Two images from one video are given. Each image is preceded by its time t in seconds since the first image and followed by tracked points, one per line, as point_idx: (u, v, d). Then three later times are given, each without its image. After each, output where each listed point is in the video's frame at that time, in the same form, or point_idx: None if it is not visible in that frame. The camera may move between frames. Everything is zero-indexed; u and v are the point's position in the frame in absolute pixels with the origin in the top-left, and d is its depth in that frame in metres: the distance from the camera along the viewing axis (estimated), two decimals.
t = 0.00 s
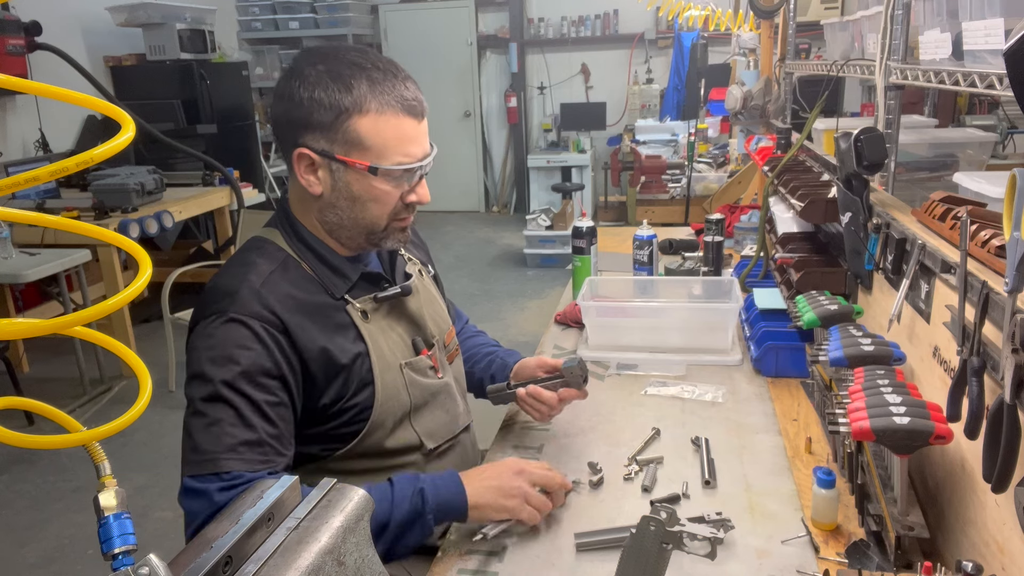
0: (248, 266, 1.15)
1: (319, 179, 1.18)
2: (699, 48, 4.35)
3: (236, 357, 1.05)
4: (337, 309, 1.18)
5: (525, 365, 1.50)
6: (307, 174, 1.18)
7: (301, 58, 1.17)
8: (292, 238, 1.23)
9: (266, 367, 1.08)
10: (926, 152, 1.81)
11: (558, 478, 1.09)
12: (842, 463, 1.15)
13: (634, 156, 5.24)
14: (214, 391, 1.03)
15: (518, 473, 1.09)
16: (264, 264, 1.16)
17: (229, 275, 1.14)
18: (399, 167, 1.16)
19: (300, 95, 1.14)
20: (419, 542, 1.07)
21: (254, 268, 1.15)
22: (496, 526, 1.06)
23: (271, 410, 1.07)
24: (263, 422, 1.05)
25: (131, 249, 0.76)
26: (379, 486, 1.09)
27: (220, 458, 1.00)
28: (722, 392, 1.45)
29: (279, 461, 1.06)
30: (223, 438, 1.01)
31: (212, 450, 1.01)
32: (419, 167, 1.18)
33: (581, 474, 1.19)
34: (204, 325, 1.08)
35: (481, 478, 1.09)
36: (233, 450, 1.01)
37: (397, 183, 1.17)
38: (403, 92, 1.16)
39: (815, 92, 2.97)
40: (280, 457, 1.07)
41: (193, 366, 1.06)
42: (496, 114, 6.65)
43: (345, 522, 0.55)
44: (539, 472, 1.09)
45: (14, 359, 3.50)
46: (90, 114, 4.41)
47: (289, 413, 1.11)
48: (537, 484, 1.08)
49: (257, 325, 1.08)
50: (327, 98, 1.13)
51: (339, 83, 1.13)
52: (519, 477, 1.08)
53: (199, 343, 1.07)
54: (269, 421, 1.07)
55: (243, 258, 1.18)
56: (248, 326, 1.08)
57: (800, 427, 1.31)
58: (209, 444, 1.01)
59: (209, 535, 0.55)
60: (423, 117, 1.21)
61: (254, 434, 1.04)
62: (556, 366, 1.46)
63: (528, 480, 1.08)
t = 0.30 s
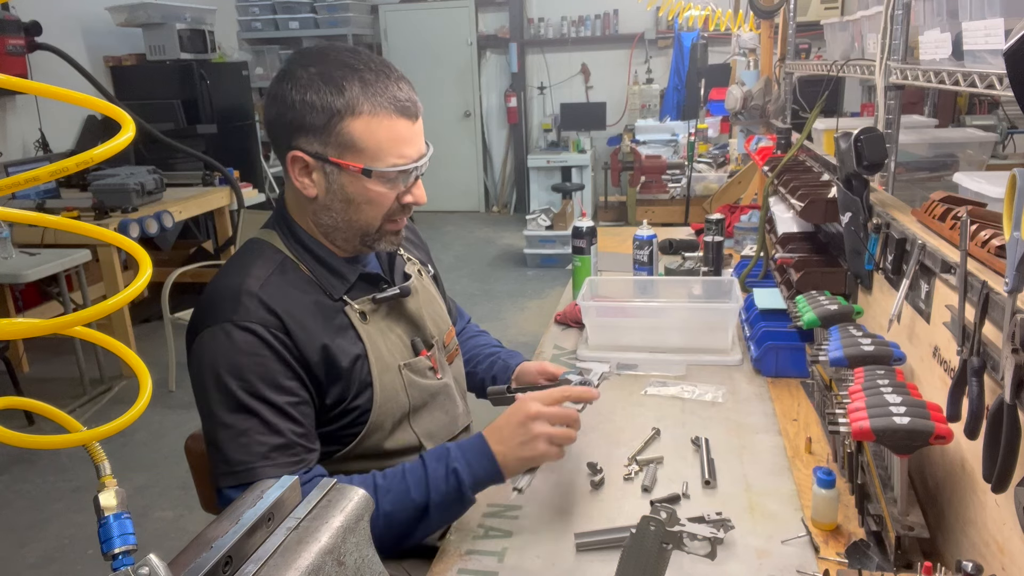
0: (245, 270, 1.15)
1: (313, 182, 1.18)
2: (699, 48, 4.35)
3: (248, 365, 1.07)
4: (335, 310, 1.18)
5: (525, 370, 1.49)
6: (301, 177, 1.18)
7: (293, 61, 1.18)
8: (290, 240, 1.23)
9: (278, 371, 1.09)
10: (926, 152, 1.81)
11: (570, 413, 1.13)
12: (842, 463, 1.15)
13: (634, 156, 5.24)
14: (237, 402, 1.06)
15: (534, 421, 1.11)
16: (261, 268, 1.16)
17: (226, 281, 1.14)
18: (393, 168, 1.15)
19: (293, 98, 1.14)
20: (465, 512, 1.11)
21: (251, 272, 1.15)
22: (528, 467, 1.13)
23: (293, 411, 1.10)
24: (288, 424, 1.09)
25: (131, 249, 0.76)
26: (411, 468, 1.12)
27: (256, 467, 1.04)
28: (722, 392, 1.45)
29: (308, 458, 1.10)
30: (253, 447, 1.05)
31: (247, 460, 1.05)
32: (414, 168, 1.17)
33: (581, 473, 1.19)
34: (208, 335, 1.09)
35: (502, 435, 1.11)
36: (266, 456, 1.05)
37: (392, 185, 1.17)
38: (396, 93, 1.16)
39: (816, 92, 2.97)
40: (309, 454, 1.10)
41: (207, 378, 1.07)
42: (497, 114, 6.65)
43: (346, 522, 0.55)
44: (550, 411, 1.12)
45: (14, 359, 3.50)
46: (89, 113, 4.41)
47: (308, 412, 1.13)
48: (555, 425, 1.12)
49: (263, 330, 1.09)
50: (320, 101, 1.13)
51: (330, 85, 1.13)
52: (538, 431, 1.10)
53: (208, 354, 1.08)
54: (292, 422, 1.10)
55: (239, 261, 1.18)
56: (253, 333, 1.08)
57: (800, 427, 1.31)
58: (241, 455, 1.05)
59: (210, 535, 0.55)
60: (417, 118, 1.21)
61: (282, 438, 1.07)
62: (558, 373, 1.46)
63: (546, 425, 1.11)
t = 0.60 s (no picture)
0: (249, 268, 1.15)
1: (315, 183, 1.18)
2: (699, 48, 4.35)
3: (255, 363, 1.07)
4: (339, 309, 1.18)
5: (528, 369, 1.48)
6: (303, 179, 1.18)
7: (292, 62, 1.18)
8: (293, 239, 1.23)
9: (285, 368, 1.09)
10: (926, 152, 1.81)
11: (576, 399, 1.16)
12: (842, 463, 1.15)
13: (634, 156, 5.24)
14: (245, 400, 1.06)
15: (544, 406, 1.14)
16: (265, 267, 1.16)
17: (230, 279, 1.14)
18: (394, 169, 1.15)
19: (293, 100, 1.14)
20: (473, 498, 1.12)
21: (254, 271, 1.14)
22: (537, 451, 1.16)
23: (301, 408, 1.10)
24: (297, 421, 1.09)
25: (131, 249, 0.76)
26: (416, 455, 1.12)
27: (265, 463, 1.05)
28: (722, 392, 1.45)
29: (317, 453, 1.10)
30: (262, 444, 1.05)
31: (255, 457, 1.05)
32: (415, 167, 1.17)
33: (581, 474, 1.19)
34: (214, 333, 1.09)
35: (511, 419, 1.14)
36: (275, 453, 1.05)
37: (394, 185, 1.17)
38: (396, 93, 1.16)
39: (816, 92, 2.98)
40: (318, 450, 1.11)
41: (213, 377, 1.07)
42: (497, 114, 6.67)
43: (345, 522, 0.55)
44: (558, 395, 1.16)
45: (14, 359, 3.50)
46: (90, 114, 4.41)
47: (315, 408, 1.14)
48: (563, 409, 1.16)
49: (270, 328, 1.09)
50: (320, 103, 1.13)
51: (331, 87, 1.13)
52: (548, 414, 1.14)
53: (214, 353, 1.07)
54: (301, 419, 1.10)
55: (242, 260, 1.18)
56: (259, 330, 1.09)
57: (800, 427, 1.31)
58: (251, 452, 1.05)
59: (210, 535, 0.55)
60: (418, 118, 1.21)
61: (291, 435, 1.07)
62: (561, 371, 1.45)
63: (555, 409, 1.15)
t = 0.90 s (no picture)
0: (250, 268, 1.15)
1: (314, 184, 1.18)
2: (699, 48, 4.35)
3: (258, 362, 1.07)
4: (339, 308, 1.18)
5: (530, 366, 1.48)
6: (302, 180, 1.18)
7: (290, 63, 1.18)
8: (293, 238, 1.23)
9: (287, 366, 1.09)
10: (926, 152, 1.81)
11: (576, 394, 1.17)
12: (842, 463, 1.15)
13: (634, 156, 5.24)
14: (247, 398, 1.06)
15: (544, 402, 1.15)
16: (266, 266, 1.16)
17: (232, 279, 1.14)
18: (392, 169, 1.15)
19: (291, 101, 1.14)
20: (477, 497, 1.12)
21: (256, 271, 1.14)
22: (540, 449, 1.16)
23: (303, 407, 1.10)
24: (300, 421, 1.09)
25: (131, 249, 0.76)
26: (420, 455, 1.12)
27: (268, 462, 1.04)
28: (722, 392, 1.45)
29: (320, 452, 1.10)
30: (265, 443, 1.05)
31: (258, 456, 1.05)
32: (414, 167, 1.17)
33: (581, 474, 1.19)
34: (216, 333, 1.09)
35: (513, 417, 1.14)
36: (277, 452, 1.05)
37: (392, 186, 1.17)
38: (394, 93, 1.16)
39: (816, 92, 2.98)
40: (321, 449, 1.11)
41: (215, 375, 1.07)
42: (497, 114, 6.67)
43: (346, 522, 0.55)
44: (558, 391, 1.16)
45: (14, 359, 3.50)
46: (90, 113, 4.41)
47: (318, 407, 1.13)
48: (563, 404, 1.16)
49: (272, 327, 1.10)
50: (318, 104, 1.13)
51: (328, 88, 1.13)
52: (549, 411, 1.14)
53: (215, 352, 1.07)
54: (303, 418, 1.10)
55: (243, 260, 1.18)
56: (261, 330, 1.09)
57: (800, 427, 1.31)
58: (253, 451, 1.05)
59: (210, 535, 0.55)
60: (416, 117, 1.21)
61: (294, 434, 1.07)
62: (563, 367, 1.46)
63: (555, 404, 1.15)
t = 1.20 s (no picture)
0: (250, 269, 1.14)
1: (312, 184, 1.18)
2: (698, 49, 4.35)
3: (260, 364, 1.07)
4: (339, 309, 1.18)
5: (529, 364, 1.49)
6: (300, 181, 1.18)
7: (285, 63, 1.18)
8: (293, 238, 1.23)
9: (289, 368, 1.10)
10: (926, 152, 1.81)
11: (576, 393, 1.17)
12: (842, 463, 1.15)
13: (634, 156, 5.24)
14: (251, 400, 1.06)
15: (545, 403, 1.14)
16: (266, 267, 1.15)
17: (232, 280, 1.14)
18: (390, 168, 1.15)
19: (287, 102, 1.14)
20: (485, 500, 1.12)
21: (256, 272, 1.14)
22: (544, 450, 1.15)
23: (307, 407, 1.11)
24: (304, 422, 1.09)
25: (131, 249, 0.76)
26: (427, 459, 1.12)
27: (273, 464, 1.05)
28: (722, 392, 1.45)
29: (325, 453, 1.10)
30: (270, 445, 1.05)
31: (263, 458, 1.05)
32: (411, 166, 1.17)
33: (581, 474, 1.19)
34: (217, 335, 1.09)
35: (515, 420, 1.14)
36: (282, 454, 1.06)
37: (390, 185, 1.17)
38: (390, 92, 1.16)
39: (816, 92, 2.98)
40: (325, 449, 1.11)
41: (218, 378, 1.07)
42: (497, 114, 6.68)
43: (345, 522, 0.55)
44: (558, 392, 1.15)
45: (14, 359, 3.50)
46: (90, 113, 4.42)
47: (321, 407, 1.14)
48: (563, 404, 1.15)
49: (273, 328, 1.10)
50: (313, 104, 1.13)
51: (324, 87, 1.13)
52: (550, 412, 1.14)
53: (218, 355, 1.08)
54: (307, 419, 1.10)
55: (242, 260, 1.18)
56: (263, 332, 1.09)
57: (800, 427, 1.30)
58: (258, 453, 1.05)
59: (209, 535, 0.55)
60: (412, 116, 1.21)
61: (298, 435, 1.08)
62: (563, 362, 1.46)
63: (556, 405, 1.15)
